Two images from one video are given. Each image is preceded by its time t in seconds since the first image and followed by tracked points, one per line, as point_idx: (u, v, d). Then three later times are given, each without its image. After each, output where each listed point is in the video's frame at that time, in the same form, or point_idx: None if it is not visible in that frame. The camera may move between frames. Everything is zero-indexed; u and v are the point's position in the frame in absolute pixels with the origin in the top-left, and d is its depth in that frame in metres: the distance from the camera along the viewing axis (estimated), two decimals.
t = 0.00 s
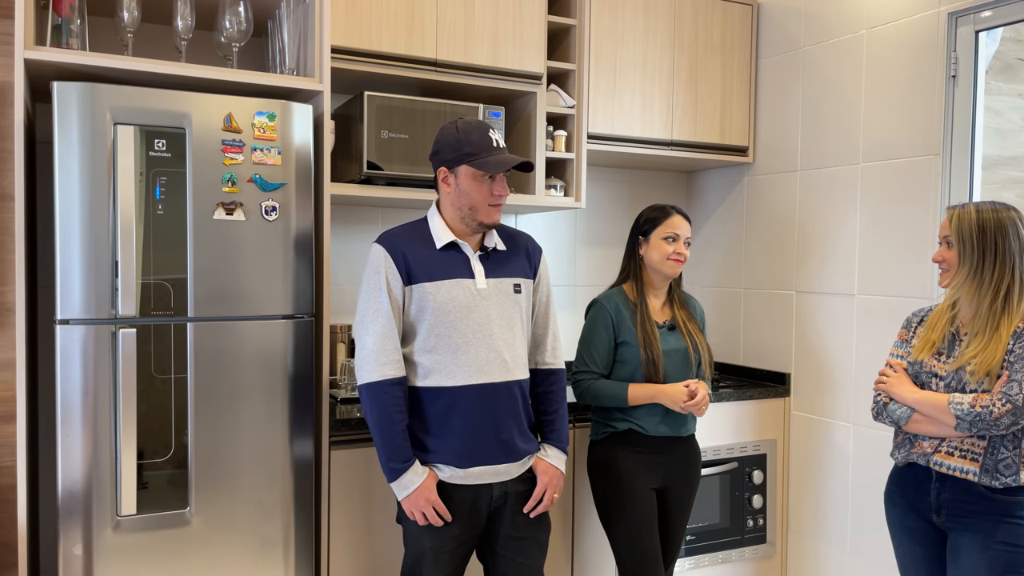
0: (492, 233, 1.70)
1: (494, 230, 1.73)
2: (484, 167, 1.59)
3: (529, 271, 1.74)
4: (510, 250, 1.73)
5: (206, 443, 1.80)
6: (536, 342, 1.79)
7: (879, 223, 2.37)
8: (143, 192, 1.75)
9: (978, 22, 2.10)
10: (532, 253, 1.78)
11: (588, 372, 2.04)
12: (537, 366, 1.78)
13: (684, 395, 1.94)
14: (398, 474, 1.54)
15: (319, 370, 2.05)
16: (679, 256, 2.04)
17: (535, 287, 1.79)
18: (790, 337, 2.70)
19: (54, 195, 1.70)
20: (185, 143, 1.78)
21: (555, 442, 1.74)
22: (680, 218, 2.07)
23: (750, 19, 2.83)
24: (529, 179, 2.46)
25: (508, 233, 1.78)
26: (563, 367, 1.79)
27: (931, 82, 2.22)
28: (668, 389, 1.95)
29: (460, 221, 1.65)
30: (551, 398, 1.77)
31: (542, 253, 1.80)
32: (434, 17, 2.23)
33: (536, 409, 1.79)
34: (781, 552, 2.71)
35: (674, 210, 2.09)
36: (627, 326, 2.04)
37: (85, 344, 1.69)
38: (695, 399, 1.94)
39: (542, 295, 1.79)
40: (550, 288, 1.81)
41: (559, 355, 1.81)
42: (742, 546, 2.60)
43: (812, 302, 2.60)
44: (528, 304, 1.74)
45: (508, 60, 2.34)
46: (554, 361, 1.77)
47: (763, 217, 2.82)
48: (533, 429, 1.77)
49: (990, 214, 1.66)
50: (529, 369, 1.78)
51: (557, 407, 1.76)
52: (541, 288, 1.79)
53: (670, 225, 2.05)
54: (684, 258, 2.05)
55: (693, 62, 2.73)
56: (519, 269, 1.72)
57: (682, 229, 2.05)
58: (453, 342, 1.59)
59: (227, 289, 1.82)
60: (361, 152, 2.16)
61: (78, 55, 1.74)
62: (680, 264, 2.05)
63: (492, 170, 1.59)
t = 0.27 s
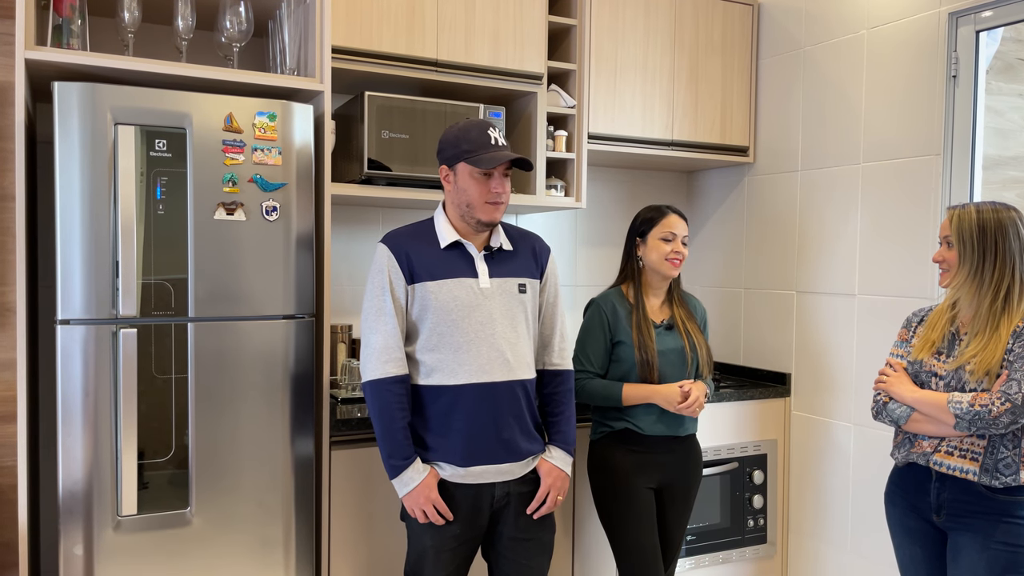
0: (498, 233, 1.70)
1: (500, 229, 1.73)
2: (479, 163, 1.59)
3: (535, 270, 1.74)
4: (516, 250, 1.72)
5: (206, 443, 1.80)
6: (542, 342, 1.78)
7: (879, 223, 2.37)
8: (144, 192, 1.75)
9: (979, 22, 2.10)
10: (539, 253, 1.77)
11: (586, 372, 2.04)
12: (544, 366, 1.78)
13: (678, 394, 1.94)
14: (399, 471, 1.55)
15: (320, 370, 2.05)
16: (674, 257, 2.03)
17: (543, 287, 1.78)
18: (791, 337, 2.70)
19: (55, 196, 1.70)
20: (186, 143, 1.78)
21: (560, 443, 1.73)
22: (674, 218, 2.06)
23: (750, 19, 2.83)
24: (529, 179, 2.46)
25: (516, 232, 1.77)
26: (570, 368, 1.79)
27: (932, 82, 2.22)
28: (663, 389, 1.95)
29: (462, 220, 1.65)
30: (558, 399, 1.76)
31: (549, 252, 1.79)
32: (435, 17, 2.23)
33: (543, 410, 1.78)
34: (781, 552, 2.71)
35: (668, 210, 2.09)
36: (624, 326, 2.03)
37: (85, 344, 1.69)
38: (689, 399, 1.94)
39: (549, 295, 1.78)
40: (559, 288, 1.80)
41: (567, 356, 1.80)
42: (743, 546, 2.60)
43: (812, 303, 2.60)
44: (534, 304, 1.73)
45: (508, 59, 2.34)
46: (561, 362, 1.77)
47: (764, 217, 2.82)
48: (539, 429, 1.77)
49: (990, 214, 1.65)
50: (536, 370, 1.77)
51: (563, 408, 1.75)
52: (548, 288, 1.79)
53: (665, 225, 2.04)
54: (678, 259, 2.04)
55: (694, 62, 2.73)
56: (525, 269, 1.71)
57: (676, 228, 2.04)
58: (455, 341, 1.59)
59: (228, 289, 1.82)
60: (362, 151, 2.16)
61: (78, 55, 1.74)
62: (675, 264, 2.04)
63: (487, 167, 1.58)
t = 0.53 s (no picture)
0: (504, 233, 1.69)
1: (508, 229, 1.72)
2: (479, 161, 1.59)
3: (540, 271, 1.73)
4: (522, 250, 1.72)
5: (207, 443, 1.80)
6: (548, 343, 1.77)
7: (880, 223, 2.37)
8: (145, 192, 1.75)
9: (980, 22, 2.10)
10: (545, 253, 1.76)
11: (585, 369, 2.05)
12: (549, 367, 1.77)
13: (676, 395, 1.94)
14: (400, 468, 1.56)
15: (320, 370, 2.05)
16: (667, 257, 2.03)
17: (548, 287, 1.77)
18: (791, 337, 2.69)
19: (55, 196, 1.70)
20: (187, 144, 1.78)
21: (564, 443, 1.72)
22: (662, 218, 2.06)
23: (751, 19, 2.83)
24: (530, 179, 2.46)
25: (523, 231, 1.77)
26: (576, 369, 1.78)
27: (932, 82, 2.22)
28: (661, 389, 1.95)
29: (466, 220, 1.65)
30: (563, 400, 1.75)
31: (555, 253, 1.78)
32: (435, 17, 2.23)
33: (548, 410, 1.78)
34: (782, 552, 2.71)
35: (656, 209, 2.09)
36: (625, 324, 2.03)
37: (86, 344, 1.69)
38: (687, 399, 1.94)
39: (554, 295, 1.77)
40: (564, 289, 1.80)
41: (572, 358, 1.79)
42: (743, 547, 2.60)
43: (813, 303, 2.60)
44: (539, 306, 1.73)
45: (509, 60, 2.34)
46: (566, 363, 1.76)
47: (765, 218, 2.81)
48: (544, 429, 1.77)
49: (991, 214, 1.65)
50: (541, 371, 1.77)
51: (569, 409, 1.74)
52: (553, 289, 1.78)
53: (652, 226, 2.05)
54: (670, 258, 2.04)
55: (694, 62, 2.73)
56: (530, 269, 1.71)
57: (665, 228, 2.05)
58: (456, 340, 1.59)
59: (228, 289, 1.82)
60: (362, 151, 2.16)
61: (79, 56, 1.74)
62: (668, 264, 2.04)
63: (486, 165, 1.58)
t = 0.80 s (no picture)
0: (507, 233, 1.69)
1: (510, 229, 1.72)
2: (480, 159, 1.59)
3: (542, 272, 1.73)
4: (524, 250, 1.72)
5: (207, 443, 1.80)
6: (550, 343, 1.77)
7: (880, 223, 2.37)
8: (145, 192, 1.75)
9: (980, 21, 2.10)
10: (547, 254, 1.76)
11: (588, 369, 2.05)
12: (551, 367, 1.77)
13: (682, 395, 1.94)
14: (402, 468, 1.55)
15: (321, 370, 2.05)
16: (665, 256, 2.04)
17: (550, 287, 1.77)
18: (792, 337, 2.69)
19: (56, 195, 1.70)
20: (187, 143, 1.79)
21: (565, 444, 1.72)
22: (658, 217, 2.06)
23: (751, 19, 2.83)
24: (530, 179, 2.46)
25: (525, 231, 1.77)
26: (578, 370, 1.77)
27: (932, 82, 2.22)
28: (665, 389, 1.95)
29: (469, 219, 1.65)
30: (565, 400, 1.75)
31: (558, 254, 1.78)
32: (436, 17, 2.23)
33: (550, 410, 1.77)
34: (782, 552, 2.71)
35: (652, 209, 2.09)
36: (628, 324, 2.03)
37: (86, 345, 1.69)
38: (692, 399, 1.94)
39: (556, 296, 1.77)
40: (567, 289, 1.79)
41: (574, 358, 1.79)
42: (743, 546, 2.60)
43: (814, 303, 2.60)
44: (541, 306, 1.73)
45: (509, 60, 2.34)
46: (568, 363, 1.76)
47: (765, 217, 2.81)
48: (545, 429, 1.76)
49: (990, 214, 1.65)
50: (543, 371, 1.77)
51: (570, 409, 1.73)
52: (556, 290, 1.78)
53: (648, 226, 2.06)
54: (669, 257, 2.04)
55: (695, 62, 2.73)
56: (532, 270, 1.71)
57: (662, 228, 2.05)
58: (459, 340, 1.59)
59: (228, 289, 1.82)
60: (362, 151, 2.16)
61: (79, 55, 1.74)
62: (668, 264, 2.04)
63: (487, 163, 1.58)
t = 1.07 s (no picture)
0: (506, 233, 1.70)
1: (509, 229, 1.72)
2: (483, 159, 1.59)
3: (541, 272, 1.73)
4: (524, 250, 1.72)
5: (206, 443, 1.80)
6: (548, 343, 1.78)
7: (880, 222, 2.37)
8: (144, 192, 1.75)
9: (980, 21, 2.10)
10: (546, 254, 1.76)
11: (591, 371, 2.04)
12: (549, 367, 1.77)
13: (687, 395, 1.94)
14: (404, 469, 1.55)
15: (320, 370, 2.05)
16: (669, 256, 2.04)
17: (549, 287, 1.77)
18: (791, 337, 2.69)
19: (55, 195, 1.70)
20: (186, 143, 1.78)
21: (564, 443, 1.73)
22: (661, 217, 2.06)
23: (751, 19, 2.83)
24: (530, 179, 2.46)
25: (524, 232, 1.77)
26: (575, 369, 1.78)
27: (932, 82, 2.22)
28: (670, 389, 1.95)
29: (469, 219, 1.64)
30: (563, 399, 1.75)
31: (556, 254, 1.78)
32: (435, 17, 2.23)
33: (547, 410, 1.78)
34: (782, 552, 2.71)
35: (654, 209, 2.09)
36: (629, 324, 2.03)
37: (85, 345, 1.69)
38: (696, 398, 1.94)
39: (555, 295, 1.77)
40: (564, 289, 1.80)
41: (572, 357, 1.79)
42: (743, 546, 2.60)
43: (814, 303, 2.60)
44: (540, 306, 1.73)
45: (509, 60, 2.34)
46: (565, 363, 1.76)
47: (765, 217, 2.81)
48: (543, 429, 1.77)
49: (990, 214, 1.65)
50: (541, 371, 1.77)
51: (568, 408, 1.74)
52: (554, 289, 1.78)
53: (652, 226, 2.06)
54: (673, 257, 2.05)
55: (694, 62, 2.73)
56: (532, 270, 1.71)
57: (664, 228, 2.05)
58: (461, 340, 1.59)
59: (228, 289, 1.82)
60: (362, 151, 2.16)
61: (79, 55, 1.74)
62: (671, 264, 2.05)
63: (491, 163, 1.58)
